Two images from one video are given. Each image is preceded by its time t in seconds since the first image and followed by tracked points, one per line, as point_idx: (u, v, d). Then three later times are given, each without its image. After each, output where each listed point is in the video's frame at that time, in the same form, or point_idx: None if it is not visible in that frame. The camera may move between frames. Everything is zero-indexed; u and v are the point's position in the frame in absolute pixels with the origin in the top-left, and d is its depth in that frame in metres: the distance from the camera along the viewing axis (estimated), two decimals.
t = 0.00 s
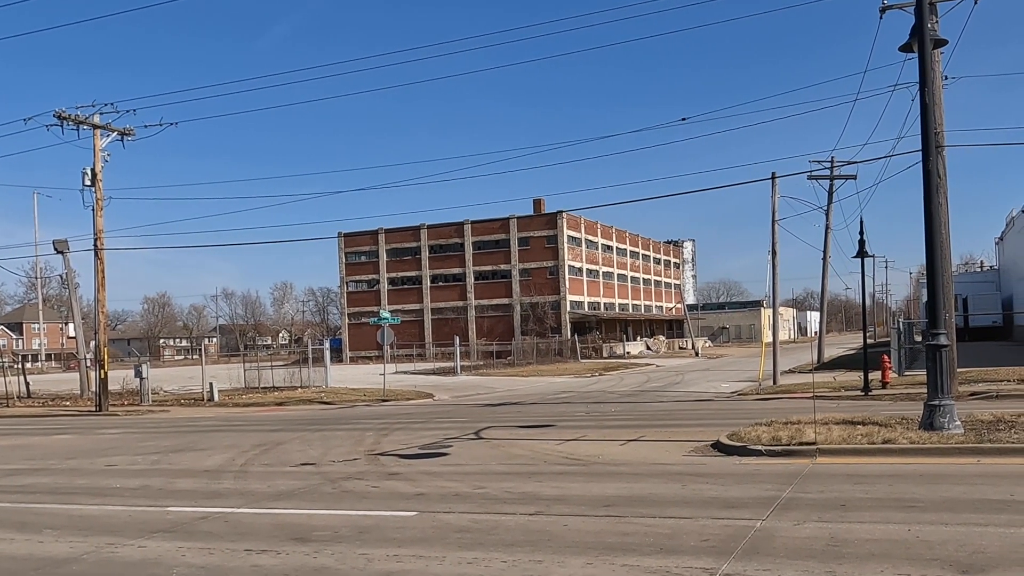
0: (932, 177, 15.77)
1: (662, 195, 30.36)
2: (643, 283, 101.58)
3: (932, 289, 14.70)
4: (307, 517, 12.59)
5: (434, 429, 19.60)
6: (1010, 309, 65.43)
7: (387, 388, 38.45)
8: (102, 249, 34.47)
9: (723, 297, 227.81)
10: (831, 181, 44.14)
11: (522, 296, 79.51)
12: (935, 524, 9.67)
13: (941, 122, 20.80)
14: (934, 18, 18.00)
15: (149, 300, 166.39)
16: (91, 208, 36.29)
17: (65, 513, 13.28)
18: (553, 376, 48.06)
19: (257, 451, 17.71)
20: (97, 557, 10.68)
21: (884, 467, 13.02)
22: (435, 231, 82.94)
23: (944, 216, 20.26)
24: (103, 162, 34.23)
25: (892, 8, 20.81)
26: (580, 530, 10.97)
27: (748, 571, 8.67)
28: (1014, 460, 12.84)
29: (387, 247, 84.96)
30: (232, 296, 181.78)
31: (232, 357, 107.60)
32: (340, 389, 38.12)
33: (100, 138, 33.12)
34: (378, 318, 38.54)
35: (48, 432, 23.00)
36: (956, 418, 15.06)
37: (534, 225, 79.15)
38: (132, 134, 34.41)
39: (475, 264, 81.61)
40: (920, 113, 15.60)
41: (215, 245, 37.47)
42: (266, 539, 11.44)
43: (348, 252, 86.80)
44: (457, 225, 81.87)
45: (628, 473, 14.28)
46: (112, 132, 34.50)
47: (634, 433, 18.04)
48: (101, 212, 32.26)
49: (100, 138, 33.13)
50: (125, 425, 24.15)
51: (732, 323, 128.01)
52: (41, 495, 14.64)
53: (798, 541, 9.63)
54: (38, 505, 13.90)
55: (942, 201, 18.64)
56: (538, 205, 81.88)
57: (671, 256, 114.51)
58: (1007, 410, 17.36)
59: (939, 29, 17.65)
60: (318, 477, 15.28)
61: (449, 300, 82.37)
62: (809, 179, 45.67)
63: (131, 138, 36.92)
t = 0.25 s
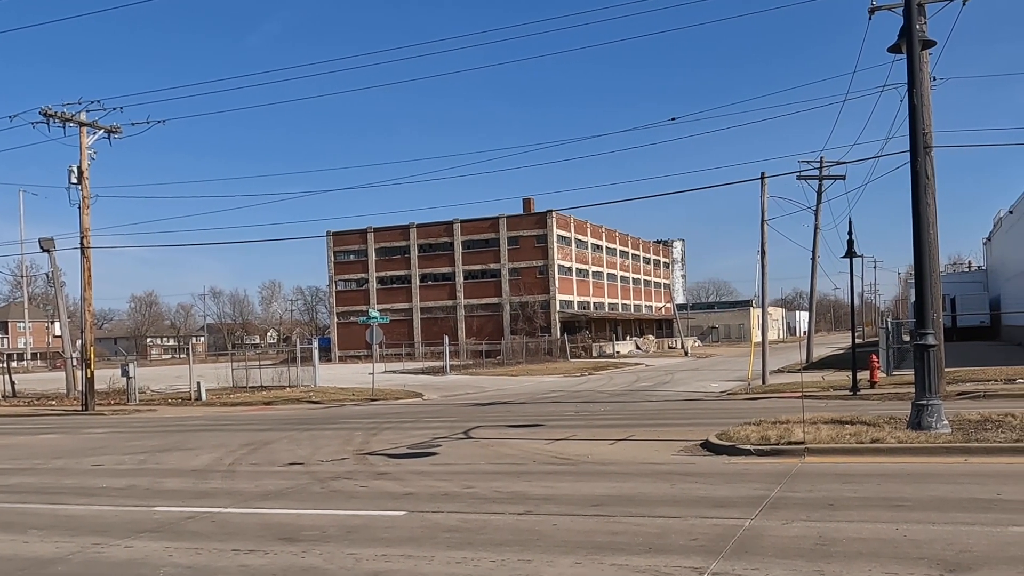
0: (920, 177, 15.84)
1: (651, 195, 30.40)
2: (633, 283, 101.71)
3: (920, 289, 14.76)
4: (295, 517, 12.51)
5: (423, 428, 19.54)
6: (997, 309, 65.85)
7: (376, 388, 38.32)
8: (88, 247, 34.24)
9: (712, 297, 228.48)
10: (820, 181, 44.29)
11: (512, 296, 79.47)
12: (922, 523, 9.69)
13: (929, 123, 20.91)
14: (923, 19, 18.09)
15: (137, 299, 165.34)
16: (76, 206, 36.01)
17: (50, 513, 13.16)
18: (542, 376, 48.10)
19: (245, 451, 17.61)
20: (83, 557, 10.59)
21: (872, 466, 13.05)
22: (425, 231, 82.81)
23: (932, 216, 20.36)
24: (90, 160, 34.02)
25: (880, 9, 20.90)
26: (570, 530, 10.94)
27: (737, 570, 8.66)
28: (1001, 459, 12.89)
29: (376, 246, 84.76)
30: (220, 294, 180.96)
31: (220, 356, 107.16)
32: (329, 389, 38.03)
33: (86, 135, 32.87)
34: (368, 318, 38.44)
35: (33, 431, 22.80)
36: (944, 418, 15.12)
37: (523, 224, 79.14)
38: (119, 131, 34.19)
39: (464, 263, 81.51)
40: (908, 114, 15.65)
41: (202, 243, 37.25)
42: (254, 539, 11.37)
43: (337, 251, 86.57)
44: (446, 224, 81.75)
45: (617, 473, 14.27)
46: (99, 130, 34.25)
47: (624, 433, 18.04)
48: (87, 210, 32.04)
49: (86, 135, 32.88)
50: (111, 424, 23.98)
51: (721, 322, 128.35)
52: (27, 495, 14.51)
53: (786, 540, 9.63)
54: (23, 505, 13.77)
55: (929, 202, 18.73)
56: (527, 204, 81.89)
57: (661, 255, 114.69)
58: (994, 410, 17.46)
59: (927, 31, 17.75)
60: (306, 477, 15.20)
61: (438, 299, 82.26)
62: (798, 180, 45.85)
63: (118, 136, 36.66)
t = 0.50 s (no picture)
0: (904, 178, 15.92)
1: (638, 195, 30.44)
2: (619, 282, 101.85)
3: (903, 290, 14.82)
4: (279, 517, 12.42)
5: (408, 428, 19.45)
6: (981, 309, 66.34)
7: (362, 387, 38.16)
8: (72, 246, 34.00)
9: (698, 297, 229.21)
10: (805, 182, 44.48)
11: (498, 295, 79.41)
12: (906, 522, 9.71)
13: (914, 124, 21.02)
14: (907, 21, 18.17)
15: (120, 298, 164.13)
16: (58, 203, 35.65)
17: (31, 513, 13.01)
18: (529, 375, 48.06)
19: (229, 450, 17.47)
20: (64, 558, 10.46)
21: (857, 466, 13.08)
22: (411, 230, 82.63)
23: (917, 216, 20.50)
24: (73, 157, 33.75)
25: (866, 10, 21.00)
26: (555, 529, 10.91)
27: (722, 570, 8.64)
28: (984, 458, 12.95)
29: (362, 245, 84.46)
30: (205, 293, 179.93)
31: (205, 356, 106.54)
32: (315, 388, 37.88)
33: (68, 133, 32.58)
34: (354, 318, 38.33)
35: (14, 431, 22.55)
36: (928, 418, 15.18)
37: (510, 223, 79.09)
38: (101, 128, 33.90)
39: (451, 263, 81.37)
40: (892, 115, 15.71)
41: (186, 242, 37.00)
42: (237, 540, 11.27)
43: (323, 250, 86.26)
44: (433, 223, 81.58)
45: (603, 473, 14.24)
46: (81, 127, 33.93)
47: (610, 432, 18.02)
48: (69, 208, 31.75)
49: (67, 133, 32.58)
50: (93, 424, 23.75)
51: (707, 322, 128.78)
52: (7, 495, 14.34)
53: (771, 540, 9.62)
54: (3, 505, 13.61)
55: (913, 202, 18.82)
56: (514, 203, 81.81)
57: (648, 255, 114.91)
58: (978, 410, 17.57)
59: (911, 32, 17.83)
60: (291, 477, 15.10)
61: (425, 298, 82.11)
62: (785, 180, 46.05)
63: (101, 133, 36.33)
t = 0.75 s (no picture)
0: (887, 178, 15.98)
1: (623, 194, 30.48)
2: (605, 282, 102.01)
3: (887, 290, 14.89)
4: (261, 517, 12.31)
5: (392, 428, 19.35)
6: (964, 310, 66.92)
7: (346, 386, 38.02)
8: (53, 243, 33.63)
9: (683, 297, 230.02)
10: (790, 182, 44.67)
11: (483, 294, 79.33)
12: (887, 521, 9.74)
13: (897, 125, 21.14)
14: (891, 22, 18.26)
15: (102, 296, 162.70)
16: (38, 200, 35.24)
17: (9, 513, 12.84)
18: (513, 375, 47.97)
19: (211, 450, 17.33)
20: (41, 559, 10.32)
21: (840, 466, 13.11)
22: (396, 228, 82.41)
23: (900, 217, 20.61)
24: (52, 154, 33.37)
25: (850, 11, 21.09)
26: (538, 529, 10.87)
27: (704, 569, 8.63)
28: (965, 458, 13.02)
29: (346, 244, 84.11)
30: (187, 292, 178.71)
31: (188, 355, 105.78)
32: (298, 387, 37.67)
33: (48, 129, 32.24)
34: (337, 317, 38.15)
35: None
36: (910, 417, 15.25)
37: (495, 222, 79.02)
38: (82, 125, 33.57)
39: (436, 262, 81.20)
40: (876, 116, 15.78)
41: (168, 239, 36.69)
42: (218, 540, 11.15)
43: (307, 249, 85.89)
44: (418, 222, 81.38)
45: (587, 472, 14.21)
46: (62, 123, 33.60)
47: (594, 432, 17.99)
48: (50, 205, 31.43)
49: (48, 129, 32.24)
50: (73, 423, 23.50)
51: (693, 322, 129.24)
52: None
53: (754, 539, 9.62)
54: None
55: (896, 202, 18.89)
56: (500, 202, 81.73)
57: (633, 255, 115.16)
58: (959, 409, 17.68)
59: (895, 34, 17.91)
60: (273, 477, 14.99)
61: (410, 297, 81.93)
62: (770, 180, 46.22)
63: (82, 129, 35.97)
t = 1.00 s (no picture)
0: (871, 179, 16.04)
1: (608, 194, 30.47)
2: (590, 282, 102.16)
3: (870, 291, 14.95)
4: (242, 517, 12.18)
5: (376, 428, 19.24)
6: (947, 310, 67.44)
7: (330, 385, 37.90)
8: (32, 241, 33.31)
9: (669, 297, 230.72)
10: (775, 183, 44.86)
11: (468, 294, 79.22)
12: (868, 521, 9.77)
13: (880, 126, 21.24)
14: (874, 25, 18.34)
15: (83, 294, 161.38)
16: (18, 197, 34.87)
17: None
18: (498, 374, 47.87)
19: (193, 450, 17.18)
20: (18, 561, 10.17)
21: (822, 465, 13.16)
22: (380, 228, 82.13)
23: (883, 218, 20.71)
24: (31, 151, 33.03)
25: (834, 13, 21.19)
26: (522, 530, 10.82)
27: (686, 569, 8.61)
28: (947, 458, 13.09)
29: (331, 243, 83.76)
30: (170, 291, 177.56)
31: (170, 354, 105.13)
32: (281, 387, 37.48)
33: (28, 126, 31.92)
34: (321, 316, 37.98)
35: None
36: (893, 417, 15.32)
37: (480, 222, 78.92)
38: (63, 122, 33.25)
39: (420, 261, 80.99)
40: (859, 118, 15.84)
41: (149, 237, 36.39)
42: (199, 541, 11.04)
43: (290, 248, 85.47)
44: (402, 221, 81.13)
45: (571, 472, 14.18)
46: (42, 120, 33.28)
47: (579, 432, 17.98)
48: (30, 203, 31.11)
49: (28, 126, 31.92)
50: (53, 422, 23.24)
51: (678, 322, 129.66)
52: None
53: (737, 539, 9.63)
54: None
55: (879, 204, 19.01)
56: (485, 201, 81.64)
57: (619, 255, 115.30)
58: (942, 409, 17.78)
59: (879, 36, 17.99)
60: (256, 477, 14.86)
61: (394, 297, 81.73)
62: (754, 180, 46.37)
63: (63, 126, 35.62)
